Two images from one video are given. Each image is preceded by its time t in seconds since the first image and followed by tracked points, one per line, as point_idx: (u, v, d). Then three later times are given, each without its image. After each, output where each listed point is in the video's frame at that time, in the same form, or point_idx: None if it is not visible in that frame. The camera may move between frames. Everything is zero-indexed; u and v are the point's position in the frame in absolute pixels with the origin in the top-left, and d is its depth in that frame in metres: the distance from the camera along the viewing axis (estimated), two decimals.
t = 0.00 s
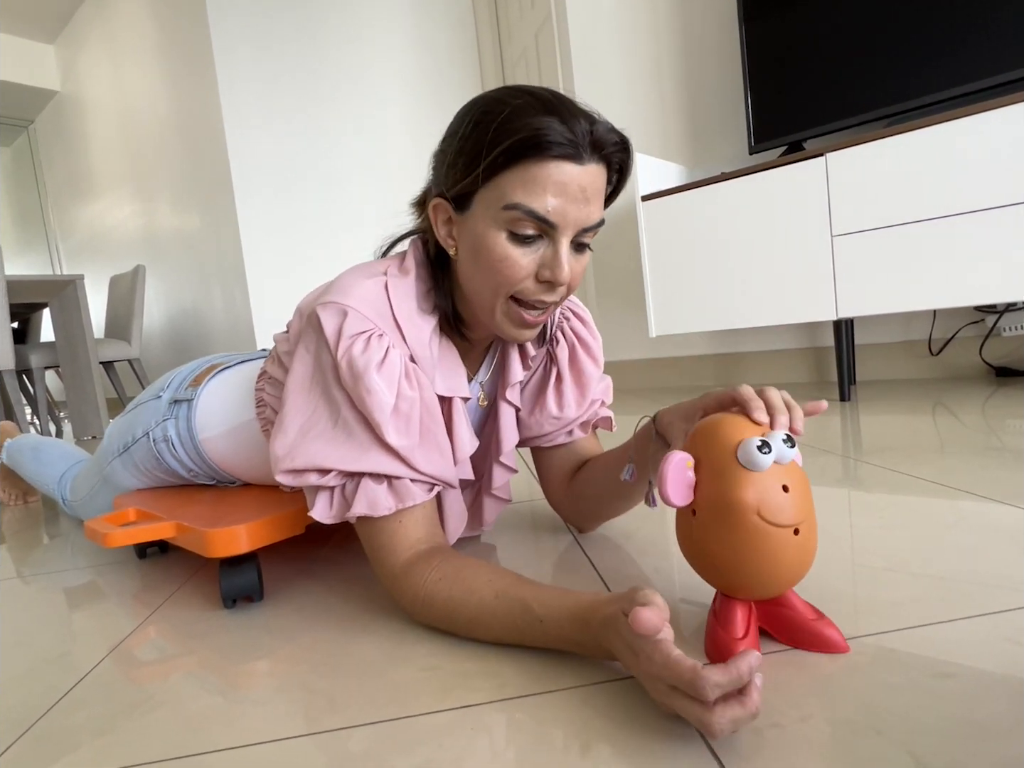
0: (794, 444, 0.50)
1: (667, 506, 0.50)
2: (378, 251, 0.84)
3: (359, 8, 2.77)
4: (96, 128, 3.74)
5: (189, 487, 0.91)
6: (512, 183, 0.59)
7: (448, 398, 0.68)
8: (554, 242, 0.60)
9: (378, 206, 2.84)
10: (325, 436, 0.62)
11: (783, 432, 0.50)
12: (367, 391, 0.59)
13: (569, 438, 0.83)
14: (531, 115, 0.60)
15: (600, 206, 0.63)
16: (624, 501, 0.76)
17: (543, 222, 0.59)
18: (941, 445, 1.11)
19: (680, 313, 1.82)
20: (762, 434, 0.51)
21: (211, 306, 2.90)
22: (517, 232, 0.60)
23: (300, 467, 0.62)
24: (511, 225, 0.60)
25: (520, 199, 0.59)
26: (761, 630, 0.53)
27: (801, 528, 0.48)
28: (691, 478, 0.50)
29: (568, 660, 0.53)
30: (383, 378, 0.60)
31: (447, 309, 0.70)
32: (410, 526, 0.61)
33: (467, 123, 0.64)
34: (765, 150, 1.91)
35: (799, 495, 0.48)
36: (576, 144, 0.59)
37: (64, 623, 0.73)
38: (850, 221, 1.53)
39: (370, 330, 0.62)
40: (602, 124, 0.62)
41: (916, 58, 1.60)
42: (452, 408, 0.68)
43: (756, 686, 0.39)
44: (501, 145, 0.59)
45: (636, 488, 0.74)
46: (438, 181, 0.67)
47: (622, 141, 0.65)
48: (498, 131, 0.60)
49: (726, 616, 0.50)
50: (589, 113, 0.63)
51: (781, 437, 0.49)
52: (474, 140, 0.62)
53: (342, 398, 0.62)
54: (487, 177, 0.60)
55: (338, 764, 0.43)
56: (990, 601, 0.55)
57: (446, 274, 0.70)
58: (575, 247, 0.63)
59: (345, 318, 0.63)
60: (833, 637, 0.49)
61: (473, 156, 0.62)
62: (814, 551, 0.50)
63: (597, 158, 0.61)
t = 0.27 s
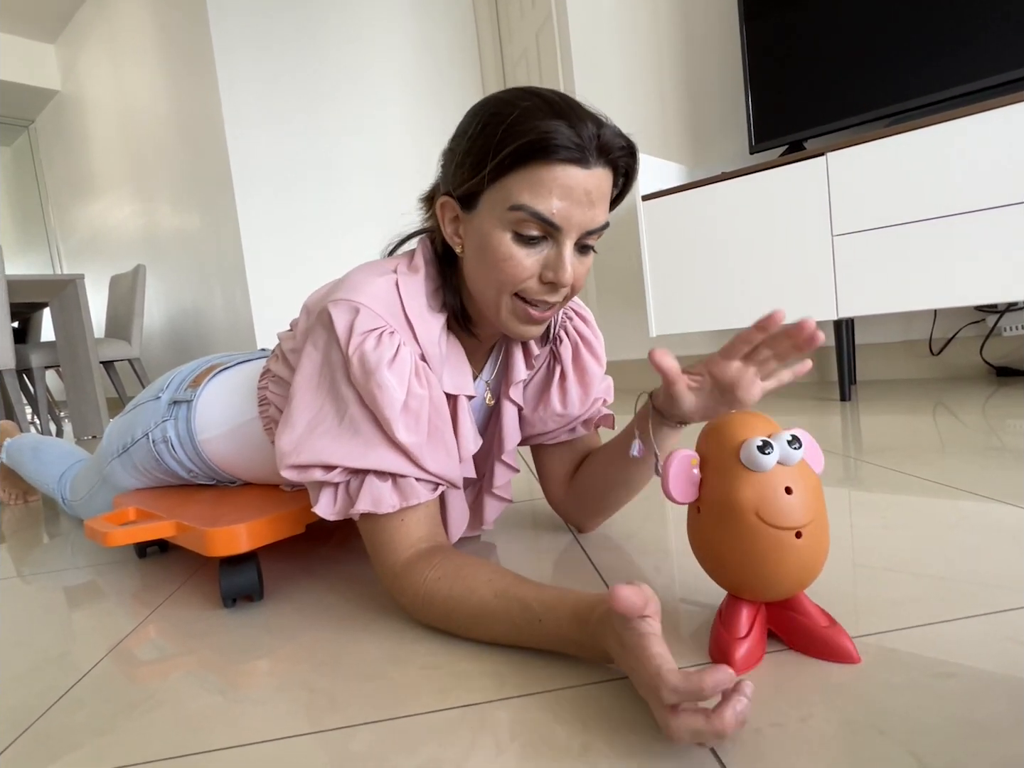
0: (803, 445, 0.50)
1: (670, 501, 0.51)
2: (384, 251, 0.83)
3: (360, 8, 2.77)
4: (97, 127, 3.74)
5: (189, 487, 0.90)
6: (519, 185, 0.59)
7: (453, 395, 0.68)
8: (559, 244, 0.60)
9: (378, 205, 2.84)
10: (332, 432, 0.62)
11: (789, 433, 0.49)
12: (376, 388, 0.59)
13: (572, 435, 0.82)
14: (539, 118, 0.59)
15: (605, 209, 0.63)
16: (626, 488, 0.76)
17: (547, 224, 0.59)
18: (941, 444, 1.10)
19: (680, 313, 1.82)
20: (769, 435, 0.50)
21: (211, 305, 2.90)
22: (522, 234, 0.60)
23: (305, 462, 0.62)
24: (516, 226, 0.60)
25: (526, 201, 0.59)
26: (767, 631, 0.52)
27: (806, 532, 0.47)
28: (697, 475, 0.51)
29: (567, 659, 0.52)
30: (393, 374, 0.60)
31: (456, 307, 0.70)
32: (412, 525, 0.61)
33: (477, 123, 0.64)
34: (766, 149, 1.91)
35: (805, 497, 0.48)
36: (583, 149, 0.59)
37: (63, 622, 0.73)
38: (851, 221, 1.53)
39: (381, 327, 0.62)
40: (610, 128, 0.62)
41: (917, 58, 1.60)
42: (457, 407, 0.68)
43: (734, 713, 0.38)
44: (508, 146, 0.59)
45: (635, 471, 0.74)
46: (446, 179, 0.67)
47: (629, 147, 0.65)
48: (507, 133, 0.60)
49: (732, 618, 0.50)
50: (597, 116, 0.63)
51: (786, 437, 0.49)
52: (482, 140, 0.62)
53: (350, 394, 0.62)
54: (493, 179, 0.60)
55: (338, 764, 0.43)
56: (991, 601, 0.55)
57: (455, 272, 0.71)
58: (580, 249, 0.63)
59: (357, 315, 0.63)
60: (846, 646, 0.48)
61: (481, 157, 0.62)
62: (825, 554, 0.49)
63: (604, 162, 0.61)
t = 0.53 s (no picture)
0: (803, 445, 0.50)
1: (670, 502, 0.51)
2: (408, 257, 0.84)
3: (360, 8, 2.77)
4: (97, 127, 3.74)
5: (190, 487, 0.91)
6: (550, 190, 0.60)
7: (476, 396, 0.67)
8: (586, 246, 0.61)
9: (378, 205, 2.84)
10: (359, 423, 0.62)
11: (789, 433, 0.49)
12: (410, 383, 0.59)
13: (576, 431, 0.82)
14: (573, 129, 0.61)
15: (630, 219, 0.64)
16: (629, 472, 0.75)
17: (577, 227, 0.60)
18: (941, 444, 1.11)
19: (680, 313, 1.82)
20: (769, 435, 0.50)
21: (211, 305, 2.90)
22: (552, 235, 0.61)
23: (328, 450, 0.62)
24: (547, 228, 0.61)
25: (558, 204, 0.60)
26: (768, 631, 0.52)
27: (806, 533, 0.47)
28: (697, 476, 0.51)
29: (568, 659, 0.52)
30: (432, 371, 0.60)
31: (484, 307, 0.70)
32: (420, 524, 0.61)
33: (514, 130, 0.65)
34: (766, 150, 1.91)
35: (806, 498, 0.48)
36: (614, 159, 0.60)
37: (62, 622, 0.73)
38: (851, 221, 1.53)
39: (418, 325, 0.63)
40: (638, 145, 0.64)
41: (917, 58, 1.60)
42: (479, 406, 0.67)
43: (717, 726, 0.37)
44: (543, 153, 0.61)
45: (639, 454, 0.74)
46: (480, 184, 0.68)
47: (654, 163, 0.66)
48: (543, 141, 0.61)
49: (733, 618, 0.50)
50: (626, 132, 0.65)
51: (787, 437, 0.48)
52: (518, 147, 0.63)
53: (382, 386, 0.62)
54: (527, 185, 0.62)
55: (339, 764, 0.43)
56: (992, 601, 0.55)
57: (483, 272, 0.71)
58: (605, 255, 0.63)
59: (397, 314, 0.63)
60: (847, 648, 0.48)
61: (517, 164, 0.63)
62: (826, 555, 0.49)
63: (631, 174, 0.63)
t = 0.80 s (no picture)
0: (803, 446, 0.50)
1: (670, 502, 0.51)
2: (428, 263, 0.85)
3: (360, 8, 2.77)
4: (97, 128, 3.74)
5: (193, 487, 0.91)
6: (570, 182, 0.64)
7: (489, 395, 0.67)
8: (597, 236, 0.63)
9: (378, 205, 2.84)
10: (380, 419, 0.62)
11: (789, 434, 0.49)
12: (436, 381, 0.60)
13: (578, 429, 0.83)
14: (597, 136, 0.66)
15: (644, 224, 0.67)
16: (630, 470, 0.75)
17: (591, 217, 0.63)
18: (941, 445, 1.11)
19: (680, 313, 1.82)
20: (769, 435, 0.50)
21: (211, 305, 2.90)
22: (567, 223, 0.64)
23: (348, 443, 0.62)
24: (563, 216, 0.64)
25: (576, 195, 0.64)
26: (768, 632, 0.52)
27: (805, 534, 0.47)
28: (697, 477, 0.51)
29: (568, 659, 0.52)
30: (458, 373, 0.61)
31: (501, 305, 0.70)
32: (427, 522, 0.61)
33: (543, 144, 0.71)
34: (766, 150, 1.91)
35: (806, 499, 0.48)
36: (631, 163, 0.65)
37: (63, 623, 0.73)
38: (851, 222, 1.53)
39: (445, 328, 0.63)
40: (656, 160, 0.69)
41: (917, 58, 1.60)
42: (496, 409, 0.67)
43: (720, 717, 0.37)
44: (567, 153, 0.66)
45: (640, 451, 0.74)
46: (507, 192, 0.73)
47: (670, 178, 0.71)
48: (567, 143, 0.66)
49: (734, 619, 0.50)
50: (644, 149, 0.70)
51: (787, 438, 0.49)
52: (544, 153, 0.69)
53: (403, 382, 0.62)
54: (550, 180, 0.66)
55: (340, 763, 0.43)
56: (992, 601, 0.55)
57: (501, 268, 0.72)
58: (617, 253, 0.66)
59: (424, 316, 0.64)
60: (846, 649, 0.48)
61: (542, 165, 0.68)
62: (825, 555, 0.49)
63: (647, 182, 0.67)
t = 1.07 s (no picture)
0: (803, 447, 0.50)
1: (669, 502, 0.51)
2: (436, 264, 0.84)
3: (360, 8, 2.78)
4: (97, 128, 3.74)
5: (194, 487, 0.91)
6: (576, 187, 0.65)
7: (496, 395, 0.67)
8: (601, 240, 0.64)
9: (379, 205, 2.84)
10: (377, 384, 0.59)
11: (789, 435, 0.49)
12: (441, 359, 0.58)
13: (573, 431, 0.83)
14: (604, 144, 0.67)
15: (647, 232, 0.67)
16: (624, 470, 0.75)
17: (596, 221, 0.63)
18: (941, 445, 1.11)
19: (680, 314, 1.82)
20: (769, 436, 0.50)
21: (211, 306, 2.90)
22: (572, 226, 0.64)
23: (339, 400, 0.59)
24: (568, 219, 0.64)
25: (580, 198, 0.64)
26: (768, 633, 0.52)
27: (805, 535, 0.47)
28: (697, 477, 0.51)
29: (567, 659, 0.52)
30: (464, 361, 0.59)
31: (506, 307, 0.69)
32: (401, 486, 0.56)
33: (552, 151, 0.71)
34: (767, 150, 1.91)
35: (805, 499, 0.47)
36: (637, 170, 0.66)
37: (62, 623, 0.73)
38: (851, 222, 1.53)
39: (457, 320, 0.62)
40: (662, 172, 0.69)
41: (918, 58, 1.60)
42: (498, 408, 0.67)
43: (700, 707, 0.38)
44: (574, 159, 0.67)
45: (634, 451, 0.74)
46: (514, 196, 0.73)
47: (673, 187, 0.72)
48: (575, 149, 0.67)
49: (732, 619, 0.50)
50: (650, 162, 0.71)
51: (786, 438, 0.49)
52: (552, 159, 0.69)
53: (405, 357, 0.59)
54: (557, 185, 0.66)
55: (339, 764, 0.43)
56: (993, 603, 0.55)
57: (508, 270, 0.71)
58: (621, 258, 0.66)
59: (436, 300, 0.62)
60: (845, 649, 0.48)
61: (548, 171, 0.69)
62: (825, 557, 0.49)
63: (650, 190, 0.67)
